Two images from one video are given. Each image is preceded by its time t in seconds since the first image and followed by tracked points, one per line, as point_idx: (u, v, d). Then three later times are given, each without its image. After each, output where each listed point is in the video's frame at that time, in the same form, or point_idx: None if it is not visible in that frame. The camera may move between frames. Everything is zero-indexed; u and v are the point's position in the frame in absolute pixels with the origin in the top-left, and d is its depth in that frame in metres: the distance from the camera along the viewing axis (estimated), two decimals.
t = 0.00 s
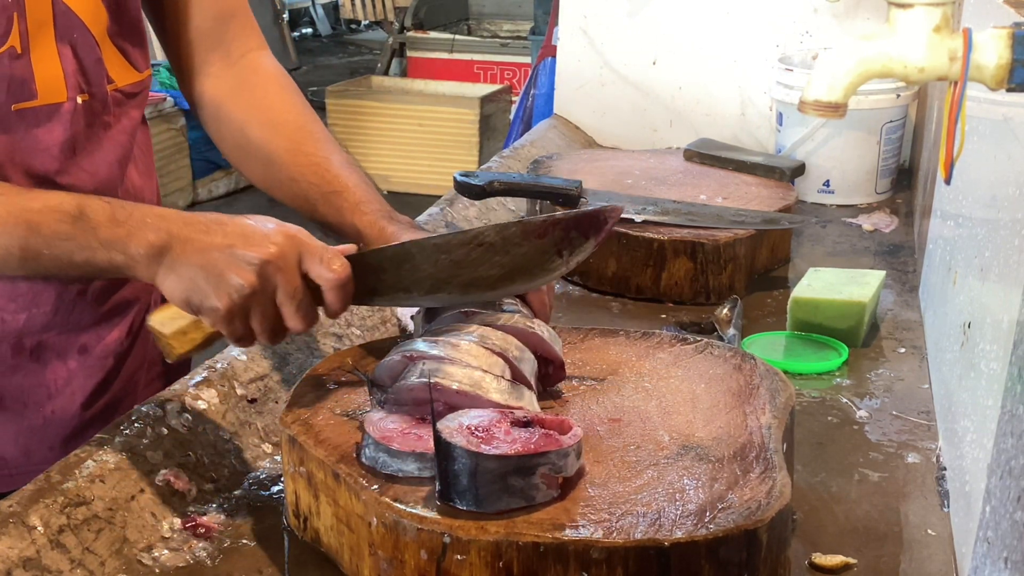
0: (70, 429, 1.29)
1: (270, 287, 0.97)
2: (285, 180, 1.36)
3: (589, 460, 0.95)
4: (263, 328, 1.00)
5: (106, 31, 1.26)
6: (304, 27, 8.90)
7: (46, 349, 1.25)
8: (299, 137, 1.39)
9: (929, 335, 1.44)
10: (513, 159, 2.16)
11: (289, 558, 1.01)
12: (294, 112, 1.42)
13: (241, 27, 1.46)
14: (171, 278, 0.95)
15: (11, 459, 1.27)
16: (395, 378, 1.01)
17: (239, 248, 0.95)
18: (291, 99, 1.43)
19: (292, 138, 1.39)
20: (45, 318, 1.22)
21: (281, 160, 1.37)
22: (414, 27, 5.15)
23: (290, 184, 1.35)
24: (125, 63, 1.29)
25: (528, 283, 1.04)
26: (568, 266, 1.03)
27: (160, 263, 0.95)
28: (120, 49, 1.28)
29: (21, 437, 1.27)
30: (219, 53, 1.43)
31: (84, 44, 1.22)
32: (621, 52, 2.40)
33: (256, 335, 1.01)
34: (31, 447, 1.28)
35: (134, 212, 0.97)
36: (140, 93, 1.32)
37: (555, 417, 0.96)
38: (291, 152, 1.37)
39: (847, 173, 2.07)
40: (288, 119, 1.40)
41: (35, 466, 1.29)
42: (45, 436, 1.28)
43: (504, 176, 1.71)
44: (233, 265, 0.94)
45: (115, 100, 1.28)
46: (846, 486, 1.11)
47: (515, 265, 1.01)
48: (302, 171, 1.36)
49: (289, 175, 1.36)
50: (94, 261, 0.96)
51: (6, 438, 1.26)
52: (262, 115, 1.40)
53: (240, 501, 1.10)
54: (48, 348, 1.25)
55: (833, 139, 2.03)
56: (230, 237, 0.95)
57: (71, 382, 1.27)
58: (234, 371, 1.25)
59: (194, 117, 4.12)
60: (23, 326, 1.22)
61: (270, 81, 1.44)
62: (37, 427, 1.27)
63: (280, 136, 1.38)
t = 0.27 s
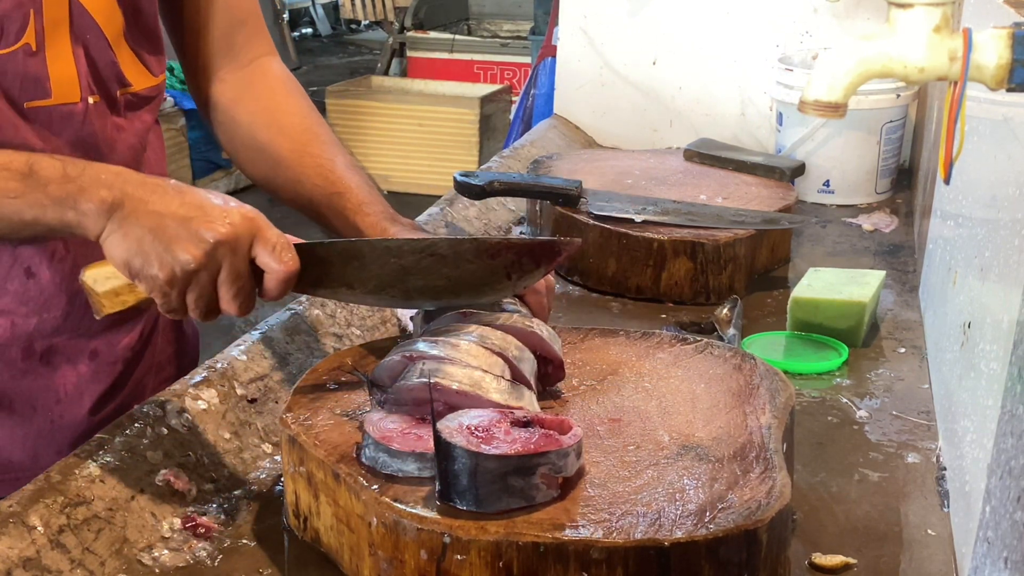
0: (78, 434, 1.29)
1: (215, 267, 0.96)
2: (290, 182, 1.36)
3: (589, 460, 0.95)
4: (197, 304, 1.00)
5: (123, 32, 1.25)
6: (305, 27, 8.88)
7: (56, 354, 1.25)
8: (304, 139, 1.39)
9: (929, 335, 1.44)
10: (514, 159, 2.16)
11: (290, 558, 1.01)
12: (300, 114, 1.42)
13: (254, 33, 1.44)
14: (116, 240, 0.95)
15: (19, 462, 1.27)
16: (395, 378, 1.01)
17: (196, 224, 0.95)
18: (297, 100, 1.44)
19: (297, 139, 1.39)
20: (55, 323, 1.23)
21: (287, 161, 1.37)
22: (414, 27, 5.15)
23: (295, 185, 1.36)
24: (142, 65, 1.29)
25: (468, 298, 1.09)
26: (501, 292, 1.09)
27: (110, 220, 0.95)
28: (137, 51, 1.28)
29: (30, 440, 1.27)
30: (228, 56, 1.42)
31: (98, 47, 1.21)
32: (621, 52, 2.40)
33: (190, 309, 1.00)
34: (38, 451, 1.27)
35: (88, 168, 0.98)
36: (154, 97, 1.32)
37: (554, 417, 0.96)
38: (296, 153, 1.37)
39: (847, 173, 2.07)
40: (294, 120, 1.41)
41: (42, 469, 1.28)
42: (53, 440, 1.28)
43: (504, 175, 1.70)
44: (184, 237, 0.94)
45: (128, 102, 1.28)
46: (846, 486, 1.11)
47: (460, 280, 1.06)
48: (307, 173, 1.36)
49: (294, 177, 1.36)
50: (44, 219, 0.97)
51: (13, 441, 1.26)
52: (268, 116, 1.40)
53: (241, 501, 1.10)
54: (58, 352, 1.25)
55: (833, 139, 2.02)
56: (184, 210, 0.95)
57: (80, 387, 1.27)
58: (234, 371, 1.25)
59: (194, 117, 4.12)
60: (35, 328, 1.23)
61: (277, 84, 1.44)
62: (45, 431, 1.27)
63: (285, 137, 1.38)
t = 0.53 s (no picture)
0: (69, 435, 1.29)
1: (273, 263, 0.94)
2: (295, 181, 1.36)
3: (588, 460, 0.95)
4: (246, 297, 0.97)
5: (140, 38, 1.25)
6: (304, 27, 8.89)
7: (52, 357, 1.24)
8: (311, 139, 1.39)
9: (929, 335, 1.44)
10: (513, 159, 2.16)
11: (290, 558, 1.01)
12: (308, 115, 1.42)
13: (268, 36, 1.46)
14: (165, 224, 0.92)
15: (11, 463, 1.27)
16: (395, 378, 1.01)
17: (331, 250, 0.93)
18: (306, 103, 1.44)
19: (304, 139, 1.38)
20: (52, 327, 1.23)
21: (292, 160, 1.36)
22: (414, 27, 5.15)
23: (300, 184, 1.35)
24: (156, 71, 1.29)
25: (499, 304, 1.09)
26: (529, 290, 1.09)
27: (243, 244, 0.92)
28: (154, 59, 1.28)
29: (23, 442, 1.26)
30: (241, 58, 1.43)
31: (116, 52, 1.22)
32: (621, 52, 2.40)
33: (304, 331, 0.99)
34: (29, 452, 1.27)
35: (228, 189, 0.94)
36: (167, 105, 1.32)
37: (555, 416, 0.96)
38: (302, 153, 1.37)
39: (847, 173, 2.07)
40: (302, 121, 1.41)
41: (33, 470, 1.28)
42: (45, 441, 1.28)
43: (504, 175, 1.72)
44: (316, 263, 0.92)
45: (140, 108, 1.28)
46: (846, 486, 1.11)
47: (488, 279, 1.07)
48: (312, 171, 1.35)
49: (299, 177, 1.36)
50: (180, 242, 0.92)
51: (6, 443, 1.26)
52: (276, 116, 1.40)
53: (240, 501, 1.10)
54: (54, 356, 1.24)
55: (833, 139, 2.03)
56: (322, 237, 0.93)
57: (73, 391, 1.27)
58: (234, 371, 1.25)
59: (194, 117, 4.12)
60: (31, 332, 1.22)
61: (287, 87, 1.44)
62: (37, 433, 1.27)
63: (292, 135, 1.38)
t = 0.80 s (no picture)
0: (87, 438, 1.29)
1: (269, 268, 0.97)
2: (297, 181, 1.37)
3: (588, 460, 0.95)
4: (241, 300, 0.99)
5: (156, 34, 1.26)
6: (304, 27, 8.89)
7: (73, 358, 1.24)
8: (312, 138, 1.39)
9: (929, 335, 1.44)
10: (514, 159, 2.16)
11: (290, 559, 1.01)
12: (309, 113, 1.42)
13: (273, 35, 1.46)
14: (174, 229, 0.92)
15: (26, 466, 1.27)
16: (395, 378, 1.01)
17: (261, 225, 0.95)
18: (308, 103, 1.44)
19: (305, 138, 1.39)
20: (73, 321, 1.23)
21: (294, 160, 1.37)
22: (414, 27, 5.15)
23: (302, 184, 1.36)
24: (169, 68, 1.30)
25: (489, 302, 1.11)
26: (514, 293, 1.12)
27: (172, 209, 0.93)
28: (167, 56, 1.29)
29: (38, 443, 1.26)
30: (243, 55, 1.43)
31: (134, 46, 1.22)
32: (621, 52, 2.40)
33: (228, 302, 0.99)
34: (44, 454, 1.27)
35: (155, 153, 0.95)
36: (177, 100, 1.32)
37: (555, 416, 0.96)
38: (304, 152, 1.37)
39: (847, 173, 2.07)
40: (304, 122, 1.41)
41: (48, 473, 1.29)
42: (62, 443, 1.28)
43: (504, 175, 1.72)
44: (247, 237, 0.94)
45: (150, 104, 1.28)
46: (846, 486, 1.11)
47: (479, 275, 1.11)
48: (316, 174, 1.36)
49: (302, 176, 1.36)
50: (109, 205, 0.93)
51: (19, 445, 1.26)
52: (277, 115, 1.40)
53: (240, 501, 1.10)
54: (75, 357, 1.24)
55: (833, 139, 2.03)
56: (249, 208, 0.95)
57: (92, 394, 1.27)
58: (234, 371, 1.25)
59: (194, 117, 4.12)
60: (52, 327, 1.22)
61: (290, 83, 1.44)
62: (53, 434, 1.26)
63: (295, 137, 1.38)
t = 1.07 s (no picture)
0: (79, 439, 1.29)
1: (287, 266, 0.93)
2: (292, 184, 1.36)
3: (588, 460, 0.95)
4: (263, 298, 0.96)
5: (149, 31, 1.25)
6: (305, 27, 8.89)
7: (63, 358, 1.24)
8: (307, 142, 1.38)
9: (929, 335, 1.44)
10: (513, 159, 2.16)
11: (290, 559, 1.01)
12: (305, 118, 1.41)
13: (265, 37, 1.46)
14: (196, 224, 0.91)
15: (18, 468, 1.27)
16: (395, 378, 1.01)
17: (282, 220, 0.91)
18: (304, 107, 1.43)
19: (299, 142, 1.38)
20: (62, 318, 1.22)
21: (288, 164, 1.36)
22: (414, 27, 5.15)
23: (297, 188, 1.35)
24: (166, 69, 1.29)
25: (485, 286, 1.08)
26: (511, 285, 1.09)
27: (193, 204, 0.91)
28: (162, 52, 1.28)
29: (30, 445, 1.27)
30: (237, 64, 1.44)
31: (126, 40, 1.21)
32: (621, 52, 2.40)
33: (249, 298, 0.96)
34: (36, 455, 1.27)
35: (178, 152, 0.93)
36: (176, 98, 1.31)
37: (555, 416, 0.96)
38: (298, 156, 1.36)
39: (847, 173, 2.07)
40: (299, 125, 1.40)
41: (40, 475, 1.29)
42: (54, 445, 1.28)
43: (504, 175, 1.72)
44: (266, 232, 0.91)
45: (149, 101, 1.27)
46: (846, 486, 1.11)
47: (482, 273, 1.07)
48: (309, 176, 1.35)
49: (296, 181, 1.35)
50: (132, 205, 0.91)
51: (12, 445, 1.26)
52: (273, 120, 1.39)
53: (240, 501, 1.10)
54: (66, 357, 1.24)
55: (833, 139, 2.03)
56: (272, 204, 0.92)
57: (83, 395, 1.27)
58: (234, 371, 1.25)
59: (194, 117, 4.12)
60: (40, 325, 1.22)
61: (285, 90, 1.44)
62: (45, 435, 1.26)
63: (289, 140, 1.38)
